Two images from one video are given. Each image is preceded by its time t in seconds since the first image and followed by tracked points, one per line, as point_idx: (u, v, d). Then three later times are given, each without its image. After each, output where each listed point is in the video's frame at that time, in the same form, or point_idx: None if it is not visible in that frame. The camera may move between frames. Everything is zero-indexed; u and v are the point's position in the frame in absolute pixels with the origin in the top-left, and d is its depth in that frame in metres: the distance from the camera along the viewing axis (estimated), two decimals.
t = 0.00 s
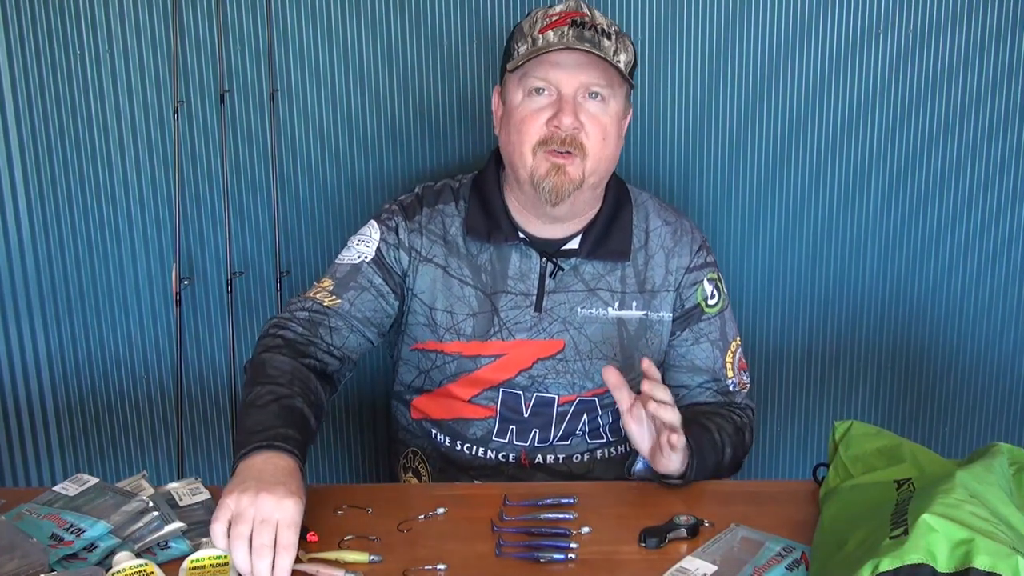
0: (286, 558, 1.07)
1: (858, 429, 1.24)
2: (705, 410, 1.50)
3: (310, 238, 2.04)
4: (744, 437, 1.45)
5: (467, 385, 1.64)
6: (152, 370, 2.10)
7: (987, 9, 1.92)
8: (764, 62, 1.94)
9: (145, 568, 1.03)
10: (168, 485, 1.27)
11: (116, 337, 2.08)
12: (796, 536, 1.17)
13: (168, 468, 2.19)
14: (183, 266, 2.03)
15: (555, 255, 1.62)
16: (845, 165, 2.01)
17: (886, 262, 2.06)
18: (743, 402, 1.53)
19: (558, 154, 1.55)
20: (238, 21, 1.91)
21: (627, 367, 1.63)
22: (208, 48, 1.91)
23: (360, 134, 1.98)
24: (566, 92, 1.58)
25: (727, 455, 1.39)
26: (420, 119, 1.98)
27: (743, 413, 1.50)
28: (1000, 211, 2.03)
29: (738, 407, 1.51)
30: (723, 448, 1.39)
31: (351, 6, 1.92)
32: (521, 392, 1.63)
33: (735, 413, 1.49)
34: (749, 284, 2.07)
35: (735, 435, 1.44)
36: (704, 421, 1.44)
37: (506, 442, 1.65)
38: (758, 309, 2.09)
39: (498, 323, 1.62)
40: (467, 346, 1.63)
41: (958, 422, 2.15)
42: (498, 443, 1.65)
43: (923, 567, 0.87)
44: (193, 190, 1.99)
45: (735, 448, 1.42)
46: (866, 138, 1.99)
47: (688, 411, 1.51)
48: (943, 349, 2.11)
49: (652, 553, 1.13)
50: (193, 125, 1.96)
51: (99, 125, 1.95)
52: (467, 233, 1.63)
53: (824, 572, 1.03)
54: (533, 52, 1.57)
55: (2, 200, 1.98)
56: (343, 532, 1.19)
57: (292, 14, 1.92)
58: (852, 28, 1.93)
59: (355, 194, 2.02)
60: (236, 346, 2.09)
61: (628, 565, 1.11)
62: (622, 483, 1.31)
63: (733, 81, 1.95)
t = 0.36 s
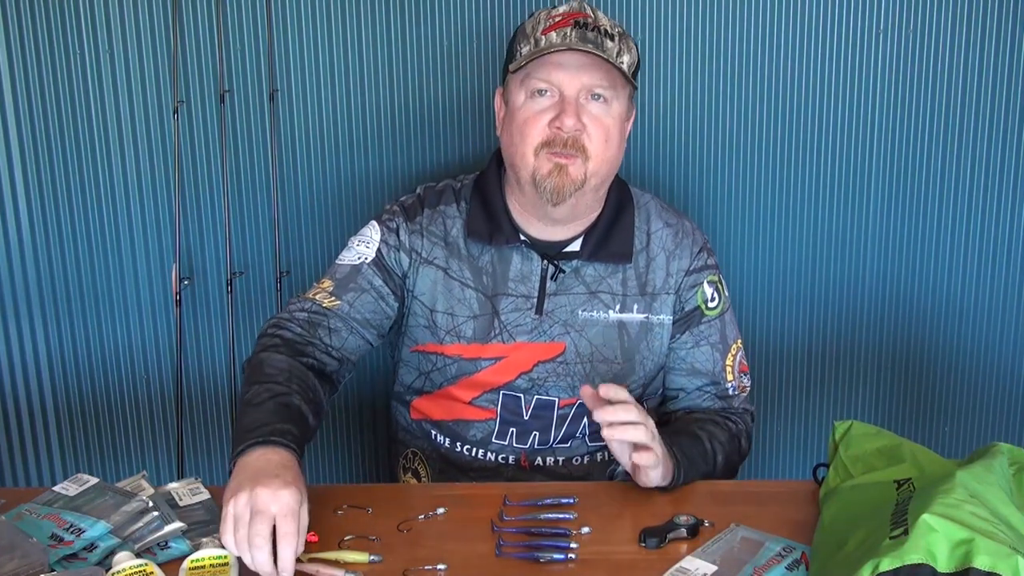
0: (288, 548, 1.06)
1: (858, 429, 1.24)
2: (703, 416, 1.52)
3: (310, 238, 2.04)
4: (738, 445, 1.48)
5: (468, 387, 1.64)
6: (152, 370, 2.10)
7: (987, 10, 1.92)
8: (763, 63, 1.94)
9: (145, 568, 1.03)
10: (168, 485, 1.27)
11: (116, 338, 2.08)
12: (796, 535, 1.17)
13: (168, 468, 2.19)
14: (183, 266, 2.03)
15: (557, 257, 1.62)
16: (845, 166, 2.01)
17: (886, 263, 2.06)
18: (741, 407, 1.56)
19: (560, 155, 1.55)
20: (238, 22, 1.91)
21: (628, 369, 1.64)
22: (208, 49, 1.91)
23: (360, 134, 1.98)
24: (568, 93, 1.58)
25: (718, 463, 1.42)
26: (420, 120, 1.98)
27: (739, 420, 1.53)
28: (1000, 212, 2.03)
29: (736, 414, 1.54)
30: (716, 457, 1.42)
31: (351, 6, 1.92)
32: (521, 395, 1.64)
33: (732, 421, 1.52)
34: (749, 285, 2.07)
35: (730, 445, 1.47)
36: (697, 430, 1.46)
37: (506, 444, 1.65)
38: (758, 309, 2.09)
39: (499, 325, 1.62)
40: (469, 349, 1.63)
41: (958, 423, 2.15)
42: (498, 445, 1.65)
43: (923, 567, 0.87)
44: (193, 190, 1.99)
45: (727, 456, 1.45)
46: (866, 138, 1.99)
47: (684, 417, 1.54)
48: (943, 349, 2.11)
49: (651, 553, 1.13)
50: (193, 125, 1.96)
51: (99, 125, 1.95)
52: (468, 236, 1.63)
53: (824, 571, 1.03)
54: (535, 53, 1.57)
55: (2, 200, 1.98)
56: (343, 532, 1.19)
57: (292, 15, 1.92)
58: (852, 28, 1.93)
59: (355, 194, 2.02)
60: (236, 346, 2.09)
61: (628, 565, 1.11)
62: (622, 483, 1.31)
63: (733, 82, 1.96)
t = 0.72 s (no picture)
0: (283, 565, 1.06)
1: (858, 429, 1.24)
2: (702, 416, 1.53)
3: (310, 238, 2.04)
4: (738, 444, 1.48)
5: (468, 388, 1.64)
6: (152, 370, 2.10)
7: (987, 10, 1.92)
8: (763, 63, 1.94)
9: (145, 568, 1.03)
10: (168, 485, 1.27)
11: (116, 338, 2.08)
12: (796, 536, 1.17)
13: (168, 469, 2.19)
14: (183, 266, 2.03)
15: (556, 258, 1.62)
16: (845, 166, 2.01)
17: (886, 263, 2.06)
18: (741, 406, 1.56)
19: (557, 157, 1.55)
20: (238, 22, 1.91)
21: (627, 369, 1.64)
22: (208, 49, 1.91)
23: (360, 134, 1.98)
24: (565, 94, 1.58)
25: (719, 462, 1.42)
26: (420, 120, 1.98)
27: (739, 418, 1.53)
28: (1000, 212, 2.03)
29: (735, 413, 1.54)
30: (716, 457, 1.42)
31: (351, 6, 1.92)
32: (521, 395, 1.64)
33: (731, 420, 1.52)
34: (750, 285, 2.07)
35: (730, 443, 1.47)
36: (697, 430, 1.46)
37: (506, 444, 1.65)
38: (758, 309, 2.09)
39: (498, 326, 1.62)
40: (468, 349, 1.63)
41: (958, 423, 2.15)
42: (498, 445, 1.65)
43: (923, 567, 0.87)
44: (193, 190, 1.99)
45: (728, 455, 1.45)
46: (866, 139, 1.99)
47: (685, 417, 1.54)
48: (943, 349, 2.11)
49: (651, 553, 1.13)
50: (193, 126, 1.96)
51: (99, 125, 1.95)
52: (467, 237, 1.63)
53: (824, 572, 1.03)
54: (532, 54, 1.57)
55: (2, 200, 1.98)
56: (343, 532, 1.19)
57: (292, 14, 1.92)
58: (852, 28, 1.93)
59: (355, 194, 2.02)
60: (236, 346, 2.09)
61: (627, 565, 1.11)
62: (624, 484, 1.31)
63: (733, 82, 1.95)
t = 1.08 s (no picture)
0: (338, 461, 1.12)
1: (859, 429, 1.24)
2: (701, 416, 1.53)
3: (309, 237, 2.04)
4: (738, 443, 1.48)
5: (467, 389, 1.65)
6: (152, 370, 2.10)
7: (987, 9, 1.92)
8: (763, 62, 1.94)
9: (145, 568, 1.03)
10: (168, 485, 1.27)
11: (116, 338, 2.08)
12: (796, 536, 1.17)
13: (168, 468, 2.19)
14: (183, 266, 2.03)
15: (555, 258, 1.62)
16: (845, 166, 2.01)
17: (886, 262, 2.06)
18: (740, 405, 1.56)
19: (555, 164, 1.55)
20: (238, 21, 1.91)
21: (627, 369, 1.64)
22: (209, 48, 1.91)
23: (360, 135, 1.98)
24: (563, 95, 1.57)
25: (719, 462, 1.43)
26: (421, 120, 1.98)
27: (739, 418, 1.53)
28: (999, 212, 2.03)
29: (734, 412, 1.54)
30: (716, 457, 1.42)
31: (352, 6, 1.92)
32: (520, 396, 1.64)
33: (730, 420, 1.52)
34: (750, 284, 2.07)
35: (730, 443, 1.47)
36: (697, 429, 1.46)
37: (506, 444, 1.65)
38: (758, 309, 2.09)
39: (496, 327, 1.62)
40: (467, 350, 1.63)
41: (958, 422, 2.15)
42: (498, 445, 1.65)
43: (923, 567, 0.87)
44: (193, 190, 1.99)
45: (728, 454, 1.45)
46: (866, 138, 1.99)
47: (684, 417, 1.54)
48: (943, 348, 2.11)
49: (651, 553, 1.13)
50: (193, 126, 1.96)
51: (99, 125, 1.95)
52: (466, 238, 1.63)
53: (824, 572, 1.03)
54: (530, 55, 1.57)
55: (3, 200, 1.98)
56: (342, 532, 1.19)
57: (292, 14, 1.92)
58: (852, 28, 1.93)
59: (355, 194, 2.02)
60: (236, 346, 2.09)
61: (627, 565, 1.11)
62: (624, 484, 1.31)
63: (733, 82, 1.95)
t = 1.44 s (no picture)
0: (421, 398, 1.25)
1: (858, 430, 1.24)
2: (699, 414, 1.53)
3: (309, 236, 2.04)
4: (738, 440, 1.49)
5: (462, 395, 1.65)
6: (152, 369, 2.10)
7: (987, 9, 1.92)
8: (764, 61, 1.94)
9: (145, 568, 1.03)
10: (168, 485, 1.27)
11: (116, 337, 2.08)
12: (796, 536, 1.17)
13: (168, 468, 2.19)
14: (183, 266, 2.04)
15: (547, 259, 1.62)
16: (845, 165, 2.01)
17: (886, 262, 2.06)
18: (738, 401, 1.56)
19: (543, 161, 1.55)
20: (238, 21, 1.91)
21: (623, 368, 1.64)
22: (209, 48, 1.91)
23: (360, 135, 1.98)
24: (548, 96, 1.57)
25: (719, 459, 1.43)
26: (420, 119, 1.98)
27: (737, 415, 1.53)
28: (1000, 211, 2.03)
29: (732, 409, 1.55)
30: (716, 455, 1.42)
31: (351, 6, 1.92)
32: (517, 399, 1.64)
33: (729, 416, 1.52)
34: (750, 284, 2.07)
35: (729, 439, 1.47)
36: (697, 428, 1.46)
37: (504, 444, 1.65)
38: (758, 308, 2.09)
39: (491, 330, 1.62)
40: (461, 355, 1.63)
41: (958, 422, 2.15)
42: (496, 445, 1.65)
43: (923, 567, 0.87)
44: (193, 190, 1.99)
45: (728, 452, 1.46)
46: (866, 137, 1.99)
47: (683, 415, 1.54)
48: (942, 348, 2.11)
49: (651, 553, 1.13)
50: (193, 125, 1.96)
51: (99, 125, 1.95)
52: (458, 242, 1.63)
53: (824, 572, 1.03)
54: (513, 59, 1.57)
55: (3, 199, 1.98)
56: (342, 533, 1.19)
57: (292, 14, 1.92)
58: (852, 27, 1.93)
59: (355, 194, 2.02)
60: (236, 345, 2.08)
61: (628, 565, 1.11)
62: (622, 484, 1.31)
63: (733, 81, 1.96)
